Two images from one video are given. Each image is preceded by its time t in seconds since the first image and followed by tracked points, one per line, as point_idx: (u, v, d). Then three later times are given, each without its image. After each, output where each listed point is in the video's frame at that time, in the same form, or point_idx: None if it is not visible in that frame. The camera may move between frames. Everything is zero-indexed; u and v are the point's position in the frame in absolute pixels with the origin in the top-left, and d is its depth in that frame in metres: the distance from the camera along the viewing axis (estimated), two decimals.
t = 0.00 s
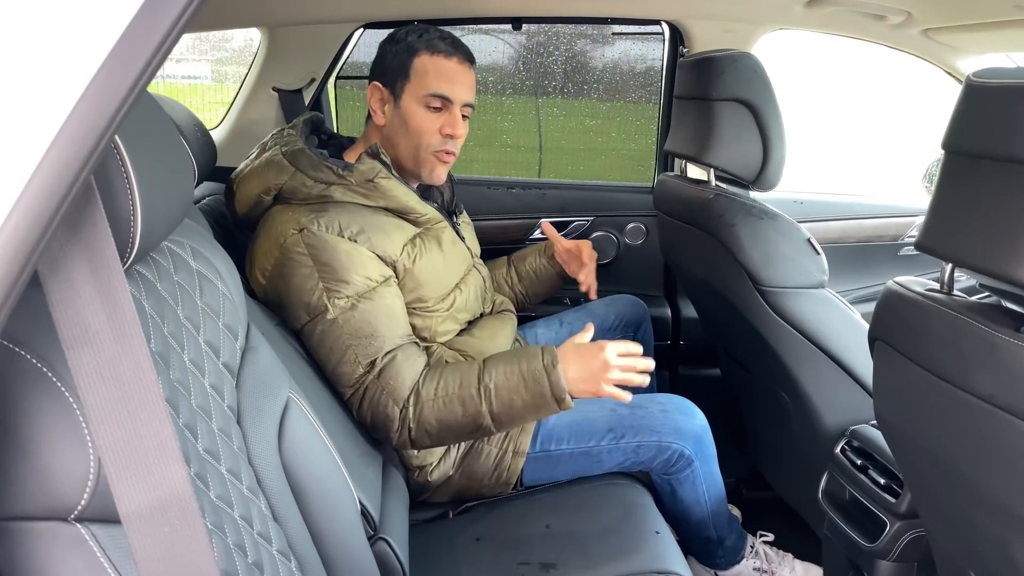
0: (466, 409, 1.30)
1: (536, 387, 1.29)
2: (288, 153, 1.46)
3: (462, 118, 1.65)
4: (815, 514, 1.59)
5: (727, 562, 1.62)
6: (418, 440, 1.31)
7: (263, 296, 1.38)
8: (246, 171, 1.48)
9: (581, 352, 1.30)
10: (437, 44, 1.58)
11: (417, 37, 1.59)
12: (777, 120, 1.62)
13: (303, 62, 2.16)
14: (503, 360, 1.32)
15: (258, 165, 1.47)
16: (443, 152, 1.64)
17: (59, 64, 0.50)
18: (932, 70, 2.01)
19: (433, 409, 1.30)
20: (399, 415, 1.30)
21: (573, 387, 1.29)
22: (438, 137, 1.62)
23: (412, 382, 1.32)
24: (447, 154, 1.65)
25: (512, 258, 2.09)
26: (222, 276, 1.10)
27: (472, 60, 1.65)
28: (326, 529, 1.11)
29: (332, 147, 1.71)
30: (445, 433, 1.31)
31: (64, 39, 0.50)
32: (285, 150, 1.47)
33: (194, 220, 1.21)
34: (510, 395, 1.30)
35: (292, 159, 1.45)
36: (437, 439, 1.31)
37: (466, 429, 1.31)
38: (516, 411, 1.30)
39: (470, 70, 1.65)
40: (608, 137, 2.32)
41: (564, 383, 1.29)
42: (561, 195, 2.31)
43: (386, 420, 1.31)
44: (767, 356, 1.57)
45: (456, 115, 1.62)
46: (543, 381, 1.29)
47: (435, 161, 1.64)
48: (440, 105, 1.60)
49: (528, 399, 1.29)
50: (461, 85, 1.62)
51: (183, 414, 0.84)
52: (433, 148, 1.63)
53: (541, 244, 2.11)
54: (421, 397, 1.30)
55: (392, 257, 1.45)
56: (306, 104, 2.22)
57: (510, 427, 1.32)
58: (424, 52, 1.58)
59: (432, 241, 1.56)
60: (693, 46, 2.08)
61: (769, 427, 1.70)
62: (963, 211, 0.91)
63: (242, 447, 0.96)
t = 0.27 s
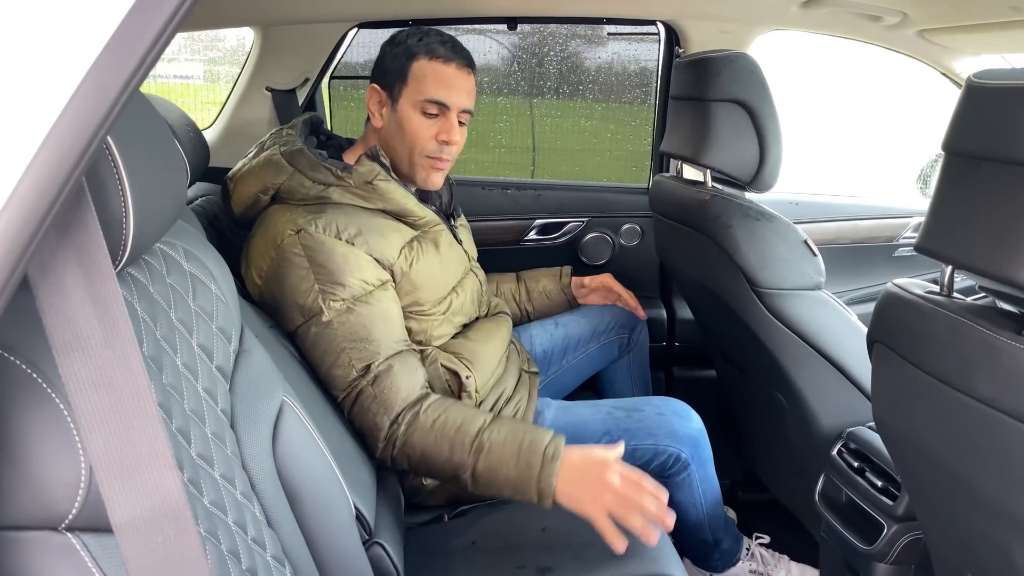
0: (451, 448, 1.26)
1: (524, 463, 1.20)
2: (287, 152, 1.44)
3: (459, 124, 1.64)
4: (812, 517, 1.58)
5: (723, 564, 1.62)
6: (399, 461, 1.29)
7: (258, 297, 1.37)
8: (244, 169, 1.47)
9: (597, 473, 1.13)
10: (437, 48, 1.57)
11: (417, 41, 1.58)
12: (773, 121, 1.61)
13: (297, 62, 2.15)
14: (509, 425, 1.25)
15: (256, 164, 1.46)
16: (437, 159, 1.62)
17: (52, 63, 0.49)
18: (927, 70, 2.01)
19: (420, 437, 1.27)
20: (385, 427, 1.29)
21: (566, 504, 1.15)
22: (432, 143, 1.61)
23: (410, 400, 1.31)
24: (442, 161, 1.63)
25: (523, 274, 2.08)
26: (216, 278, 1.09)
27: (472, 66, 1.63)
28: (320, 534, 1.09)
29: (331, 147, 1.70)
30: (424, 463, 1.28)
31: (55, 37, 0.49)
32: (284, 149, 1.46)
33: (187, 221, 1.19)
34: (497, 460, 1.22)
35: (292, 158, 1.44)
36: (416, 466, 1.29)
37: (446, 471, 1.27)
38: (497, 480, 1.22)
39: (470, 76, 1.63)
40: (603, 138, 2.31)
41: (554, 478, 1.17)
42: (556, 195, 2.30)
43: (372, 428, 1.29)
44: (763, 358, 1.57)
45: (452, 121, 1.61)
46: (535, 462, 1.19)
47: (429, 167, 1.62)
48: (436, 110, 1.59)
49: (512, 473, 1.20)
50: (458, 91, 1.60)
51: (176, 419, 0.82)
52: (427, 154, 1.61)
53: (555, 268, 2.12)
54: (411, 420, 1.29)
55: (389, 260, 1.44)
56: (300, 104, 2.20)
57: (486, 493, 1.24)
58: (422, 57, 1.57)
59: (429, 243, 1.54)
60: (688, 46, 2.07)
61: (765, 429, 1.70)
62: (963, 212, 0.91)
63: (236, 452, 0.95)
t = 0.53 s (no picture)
0: (439, 455, 1.21)
1: (511, 477, 1.14)
2: (293, 151, 1.44)
3: (468, 125, 1.63)
4: (809, 519, 1.58)
5: (720, 566, 1.61)
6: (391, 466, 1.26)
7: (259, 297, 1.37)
8: (249, 166, 1.46)
9: (591, 486, 1.07)
10: (447, 50, 1.56)
11: (426, 42, 1.57)
12: (771, 122, 1.61)
13: (292, 62, 2.14)
14: (499, 435, 1.20)
15: (261, 162, 1.45)
16: (447, 160, 1.62)
17: (43, 63, 0.48)
18: (923, 70, 2.01)
19: (411, 443, 1.24)
20: (377, 430, 1.27)
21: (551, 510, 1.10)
22: (443, 145, 1.60)
23: (406, 402, 1.28)
24: (452, 162, 1.63)
25: (516, 274, 2.07)
26: (209, 280, 1.08)
27: (479, 67, 1.63)
28: (316, 538, 1.08)
29: (334, 146, 1.70)
30: (413, 470, 1.25)
31: (42, 37, 0.48)
32: (289, 146, 1.45)
33: (181, 223, 1.18)
34: (484, 471, 1.17)
35: (297, 157, 1.43)
36: (406, 473, 1.25)
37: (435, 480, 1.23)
38: (486, 493, 1.17)
39: (478, 78, 1.63)
40: (600, 139, 2.30)
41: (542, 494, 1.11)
42: (553, 196, 2.30)
43: (366, 433, 1.27)
44: (760, 359, 1.56)
45: (463, 123, 1.60)
46: (522, 476, 1.14)
47: (440, 168, 1.62)
48: (446, 113, 1.58)
49: (499, 487, 1.15)
50: (468, 93, 1.60)
51: (170, 423, 0.81)
52: (438, 155, 1.61)
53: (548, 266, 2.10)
54: (403, 421, 1.26)
55: (392, 262, 1.43)
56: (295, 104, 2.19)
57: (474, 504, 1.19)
58: (433, 58, 1.56)
59: (431, 245, 1.54)
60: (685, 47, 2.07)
61: (762, 430, 1.69)
62: (964, 214, 0.90)
63: (230, 456, 0.94)
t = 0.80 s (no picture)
0: (435, 438, 1.18)
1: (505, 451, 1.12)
2: (296, 147, 1.43)
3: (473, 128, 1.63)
4: (808, 519, 1.57)
5: (718, 567, 1.61)
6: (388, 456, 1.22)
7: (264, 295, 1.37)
8: (252, 164, 1.45)
9: (572, 438, 1.03)
10: (454, 53, 1.55)
11: (433, 44, 1.55)
12: (769, 121, 1.60)
13: (288, 61, 2.13)
14: (490, 410, 1.18)
15: (263, 160, 1.45)
16: (452, 162, 1.61)
17: (34, 62, 0.47)
18: (921, 70, 2.01)
19: (406, 427, 1.20)
20: (374, 419, 1.23)
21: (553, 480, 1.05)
22: (447, 148, 1.59)
23: (402, 388, 1.24)
24: (455, 164, 1.63)
25: (511, 275, 2.06)
26: (205, 282, 1.07)
27: (485, 69, 1.61)
28: (312, 541, 1.08)
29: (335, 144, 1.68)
30: (412, 460, 1.21)
31: (32, 36, 0.47)
32: (293, 144, 1.44)
33: (176, 224, 1.17)
34: (479, 447, 1.14)
35: (301, 154, 1.42)
36: (405, 462, 1.22)
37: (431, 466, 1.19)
38: (482, 470, 1.14)
39: (483, 80, 1.61)
40: (597, 139, 2.29)
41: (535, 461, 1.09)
42: (551, 196, 2.29)
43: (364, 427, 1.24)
44: (758, 359, 1.56)
45: (468, 127, 1.60)
46: (516, 447, 1.11)
47: (444, 170, 1.61)
48: (452, 116, 1.58)
49: (493, 461, 1.13)
50: (475, 97, 1.59)
51: (165, 427, 0.81)
52: (442, 158, 1.60)
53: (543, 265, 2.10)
54: (398, 409, 1.22)
55: (395, 258, 1.42)
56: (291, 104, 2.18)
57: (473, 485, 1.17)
58: (441, 61, 1.54)
59: (433, 244, 1.53)
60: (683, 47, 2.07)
61: (761, 431, 1.69)
62: (965, 214, 0.90)
63: (226, 459, 0.93)
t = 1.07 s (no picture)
0: (441, 479, 1.21)
1: (506, 529, 1.17)
2: (307, 144, 1.40)
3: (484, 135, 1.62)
4: (807, 519, 1.57)
5: (717, 567, 1.60)
6: (383, 465, 1.25)
7: (269, 284, 1.34)
8: (262, 159, 1.43)
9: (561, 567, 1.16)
10: (470, 60, 1.53)
11: (450, 49, 1.54)
12: (769, 121, 1.60)
13: (286, 61, 2.12)
14: (505, 486, 1.23)
15: (273, 155, 1.42)
16: (461, 169, 1.61)
17: (29, 63, 0.46)
18: (920, 69, 2.01)
19: (419, 452, 1.23)
20: (382, 423, 1.24)
21: None
22: (458, 154, 1.58)
23: (413, 407, 1.26)
24: (464, 170, 1.62)
25: (512, 282, 2.06)
26: (202, 283, 1.06)
27: (500, 75, 1.59)
28: (311, 543, 1.07)
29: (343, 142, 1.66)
30: (408, 483, 1.23)
31: (26, 35, 0.47)
32: (304, 140, 1.41)
33: (174, 224, 1.17)
34: (482, 514, 1.18)
35: (313, 150, 1.39)
36: (399, 479, 1.23)
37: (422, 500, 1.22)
38: (472, 536, 1.18)
39: (498, 87, 1.59)
40: (596, 138, 2.29)
41: (525, 556, 1.16)
42: (550, 195, 2.28)
43: (368, 424, 1.24)
44: (757, 359, 1.56)
45: (480, 134, 1.58)
46: (518, 535, 1.17)
47: (452, 176, 1.61)
48: (465, 123, 1.56)
49: (490, 533, 1.17)
50: (489, 104, 1.57)
51: (162, 428, 0.80)
52: (452, 164, 1.59)
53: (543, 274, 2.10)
54: (410, 428, 1.24)
55: (402, 258, 1.43)
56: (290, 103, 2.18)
57: (451, 542, 1.20)
58: (458, 67, 1.53)
59: (438, 244, 1.53)
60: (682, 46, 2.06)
61: (760, 431, 1.69)
62: (965, 214, 0.90)
63: (224, 461, 0.93)
